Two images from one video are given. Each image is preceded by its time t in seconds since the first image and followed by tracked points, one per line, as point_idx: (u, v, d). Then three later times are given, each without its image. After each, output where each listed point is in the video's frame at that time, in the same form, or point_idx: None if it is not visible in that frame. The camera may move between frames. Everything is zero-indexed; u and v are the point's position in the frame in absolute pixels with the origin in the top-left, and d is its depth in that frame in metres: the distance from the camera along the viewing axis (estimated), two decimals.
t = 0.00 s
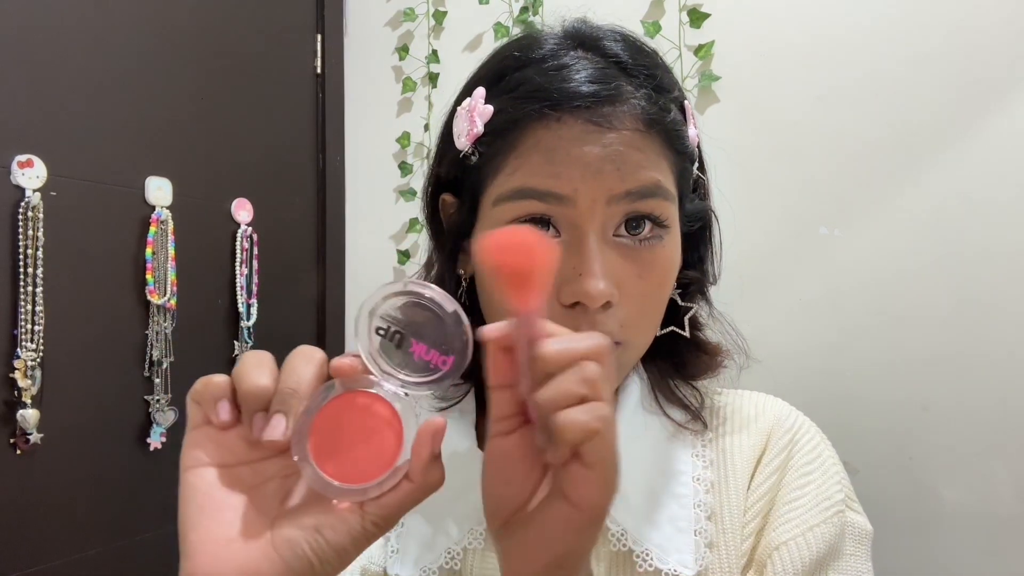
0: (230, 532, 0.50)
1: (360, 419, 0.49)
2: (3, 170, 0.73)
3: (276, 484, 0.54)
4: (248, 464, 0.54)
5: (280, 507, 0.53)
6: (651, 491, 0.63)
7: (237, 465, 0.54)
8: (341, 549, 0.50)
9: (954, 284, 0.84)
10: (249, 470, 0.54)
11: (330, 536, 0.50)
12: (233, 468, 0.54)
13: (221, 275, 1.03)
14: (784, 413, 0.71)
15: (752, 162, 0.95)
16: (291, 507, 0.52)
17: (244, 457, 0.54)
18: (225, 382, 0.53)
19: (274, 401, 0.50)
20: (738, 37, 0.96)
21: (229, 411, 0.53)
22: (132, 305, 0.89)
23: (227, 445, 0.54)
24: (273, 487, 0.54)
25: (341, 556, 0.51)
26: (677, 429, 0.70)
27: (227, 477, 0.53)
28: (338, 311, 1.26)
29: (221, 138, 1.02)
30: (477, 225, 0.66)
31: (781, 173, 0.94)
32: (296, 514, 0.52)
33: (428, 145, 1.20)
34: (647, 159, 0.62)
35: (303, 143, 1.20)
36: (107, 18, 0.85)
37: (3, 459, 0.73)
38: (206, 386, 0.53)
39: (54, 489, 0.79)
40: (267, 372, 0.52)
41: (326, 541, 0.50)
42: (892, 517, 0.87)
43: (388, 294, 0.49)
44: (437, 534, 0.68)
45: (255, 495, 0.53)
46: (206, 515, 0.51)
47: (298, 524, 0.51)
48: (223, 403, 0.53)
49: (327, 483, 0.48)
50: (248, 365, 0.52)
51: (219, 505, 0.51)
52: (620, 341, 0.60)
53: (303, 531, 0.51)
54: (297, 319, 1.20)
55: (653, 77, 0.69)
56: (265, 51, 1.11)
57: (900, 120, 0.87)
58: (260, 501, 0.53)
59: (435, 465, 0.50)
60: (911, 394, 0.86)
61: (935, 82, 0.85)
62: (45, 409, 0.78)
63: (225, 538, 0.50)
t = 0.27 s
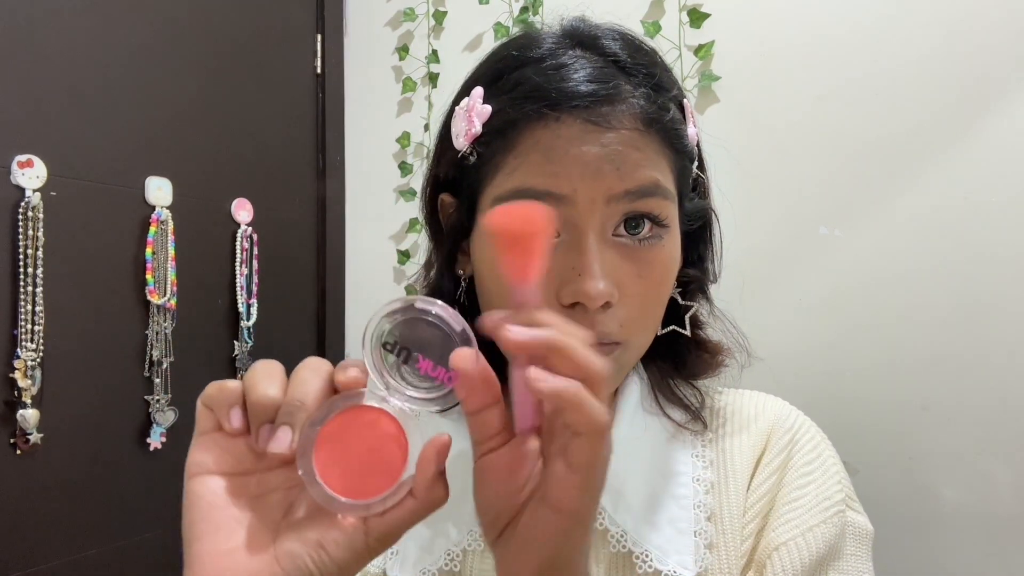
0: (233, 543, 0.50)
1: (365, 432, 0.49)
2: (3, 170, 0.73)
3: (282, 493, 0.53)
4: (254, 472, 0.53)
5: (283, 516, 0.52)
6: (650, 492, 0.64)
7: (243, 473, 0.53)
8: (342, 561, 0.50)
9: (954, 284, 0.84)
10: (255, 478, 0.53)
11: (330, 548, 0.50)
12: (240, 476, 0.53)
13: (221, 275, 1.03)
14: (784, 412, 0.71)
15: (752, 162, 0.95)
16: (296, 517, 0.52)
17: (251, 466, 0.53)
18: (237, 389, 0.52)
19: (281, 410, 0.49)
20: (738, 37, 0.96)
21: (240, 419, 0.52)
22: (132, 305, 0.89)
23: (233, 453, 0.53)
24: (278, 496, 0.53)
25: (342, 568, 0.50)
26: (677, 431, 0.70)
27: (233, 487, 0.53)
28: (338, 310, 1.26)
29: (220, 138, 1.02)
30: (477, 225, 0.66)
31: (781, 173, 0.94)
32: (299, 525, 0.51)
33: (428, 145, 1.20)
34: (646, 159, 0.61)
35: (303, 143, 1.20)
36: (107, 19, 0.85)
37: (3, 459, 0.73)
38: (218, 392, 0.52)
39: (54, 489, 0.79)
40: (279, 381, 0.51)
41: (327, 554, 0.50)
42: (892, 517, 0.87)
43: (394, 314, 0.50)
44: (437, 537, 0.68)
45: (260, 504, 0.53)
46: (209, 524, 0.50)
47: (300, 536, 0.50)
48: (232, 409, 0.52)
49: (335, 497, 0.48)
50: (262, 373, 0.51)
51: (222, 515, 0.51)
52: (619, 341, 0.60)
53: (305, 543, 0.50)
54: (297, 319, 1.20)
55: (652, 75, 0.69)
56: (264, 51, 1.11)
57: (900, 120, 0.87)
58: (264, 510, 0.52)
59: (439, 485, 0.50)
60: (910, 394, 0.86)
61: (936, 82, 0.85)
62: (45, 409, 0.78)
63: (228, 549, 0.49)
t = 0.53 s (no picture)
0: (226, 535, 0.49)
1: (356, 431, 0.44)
2: (3, 170, 0.73)
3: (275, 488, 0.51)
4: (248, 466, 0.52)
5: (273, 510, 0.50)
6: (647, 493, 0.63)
7: (239, 468, 0.52)
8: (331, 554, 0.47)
9: (954, 284, 0.84)
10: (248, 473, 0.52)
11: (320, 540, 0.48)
12: (234, 470, 0.51)
13: (221, 275, 1.03)
14: (783, 412, 0.71)
15: (752, 163, 0.95)
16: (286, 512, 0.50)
17: (248, 461, 0.52)
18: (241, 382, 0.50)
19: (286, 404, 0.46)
20: (738, 37, 0.96)
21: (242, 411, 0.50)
22: (132, 305, 0.89)
23: (230, 447, 0.52)
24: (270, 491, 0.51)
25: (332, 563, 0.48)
26: (675, 430, 0.70)
27: (229, 480, 0.51)
28: (337, 310, 1.26)
29: (220, 139, 1.02)
30: (476, 224, 0.66)
31: (781, 173, 0.94)
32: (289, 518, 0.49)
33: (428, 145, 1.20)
34: (645, 158, 0.61)
35: (304, 143, 1.20)
36: (107, 19, 0.85)
37: (3, 459, 0.73)
38: (224, 383, 0.50)
39: (54, 489, 0.79)
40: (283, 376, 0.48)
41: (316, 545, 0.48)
42: (892, 517, 0.87)
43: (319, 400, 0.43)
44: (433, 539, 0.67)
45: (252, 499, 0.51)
46: (200, 515, 0.49)
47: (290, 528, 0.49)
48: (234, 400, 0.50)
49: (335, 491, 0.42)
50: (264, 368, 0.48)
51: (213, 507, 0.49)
52: (618, 341, 0.60)
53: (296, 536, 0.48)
54: (297, 319, 1.20)
55: (651, 75, 0.69)
56: (264, 51, 1.11)
57: (900, 120, 0.87)
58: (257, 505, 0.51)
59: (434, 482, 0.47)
60: (910, 394, 0.86)
61: (936, 82, 0.85)
62: (45, 409, 0.78)
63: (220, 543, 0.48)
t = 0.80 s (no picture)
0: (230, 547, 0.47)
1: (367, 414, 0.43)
2: (3, 170, 0.73)
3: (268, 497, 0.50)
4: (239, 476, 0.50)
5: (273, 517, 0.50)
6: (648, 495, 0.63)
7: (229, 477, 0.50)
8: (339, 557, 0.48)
9: (954, 284, 0.84)
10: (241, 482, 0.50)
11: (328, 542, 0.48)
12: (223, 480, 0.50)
13: (221, 275, 1.03)
14: (784, 413, 0.71)
15: (752, 163, 0.95)
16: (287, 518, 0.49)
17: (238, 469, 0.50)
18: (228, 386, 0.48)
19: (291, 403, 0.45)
20: (738, 37, 0.96)
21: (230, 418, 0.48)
22: (132, 305, 0.89)
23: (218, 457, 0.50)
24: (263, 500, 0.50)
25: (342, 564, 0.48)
26: (675, 431, 0.70)
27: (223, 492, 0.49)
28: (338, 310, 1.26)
29: (220, 139, 1.02)
30: (475, 224, 0.66)
31: (780, 173, 0.94)
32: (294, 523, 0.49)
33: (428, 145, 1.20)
34: (644, 156, 0.61)
35: (304, 143, 1.20)
36: (107, 19, 0.85)
37: (3, 459, 0.74)
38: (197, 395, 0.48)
39: (54, 489, 0.79)
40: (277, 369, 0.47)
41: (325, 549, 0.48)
42: (893, 517, 0.87)
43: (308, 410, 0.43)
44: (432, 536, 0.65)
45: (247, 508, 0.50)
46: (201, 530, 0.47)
47: (297, 532, 0.49)
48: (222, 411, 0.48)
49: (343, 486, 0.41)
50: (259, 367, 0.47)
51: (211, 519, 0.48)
52: (618, 340, 0.60)
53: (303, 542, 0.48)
54: (297, 319, 1.20)
55: (649, 74, 0.69)
56: (264, 51, 1.11)
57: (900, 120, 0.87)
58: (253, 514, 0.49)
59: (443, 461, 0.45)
60: (910, 394, 0.86)
61: (935, 82, 0.85)
62: (45, 409, 0.78)
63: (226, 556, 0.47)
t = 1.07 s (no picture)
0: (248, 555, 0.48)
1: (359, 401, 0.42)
2: (3, 170, 0.73)
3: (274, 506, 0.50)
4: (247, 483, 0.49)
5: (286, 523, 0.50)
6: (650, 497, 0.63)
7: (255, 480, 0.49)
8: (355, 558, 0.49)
9: (953, 283, 0.84)
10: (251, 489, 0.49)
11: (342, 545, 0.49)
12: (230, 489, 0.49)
13: (221, 275, 1.03)
14: (786, 413, 0.71)
15: (752, 163, 0.95)
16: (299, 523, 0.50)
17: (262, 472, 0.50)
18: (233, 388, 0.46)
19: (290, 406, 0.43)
20: (738, 37, 0.96)
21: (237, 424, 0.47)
22: (132, 305, 0.89)
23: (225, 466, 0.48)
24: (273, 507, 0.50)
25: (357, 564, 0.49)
26: (678, 432, 0.70)
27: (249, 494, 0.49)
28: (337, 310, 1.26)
29: (220, 139, 1.02)
30: (476, 224, 0.66)
31: (780, 173, 0.94)
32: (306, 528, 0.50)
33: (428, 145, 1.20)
34: (646, 155, 0.61)
35: (304, 143, 1.20)
36: (107, 19, 0.85)
37: (3, 459, 0.73)
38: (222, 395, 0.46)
39: (54, 489, 0.79)
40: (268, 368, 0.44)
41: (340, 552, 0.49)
42: (893, 517, 0.87)
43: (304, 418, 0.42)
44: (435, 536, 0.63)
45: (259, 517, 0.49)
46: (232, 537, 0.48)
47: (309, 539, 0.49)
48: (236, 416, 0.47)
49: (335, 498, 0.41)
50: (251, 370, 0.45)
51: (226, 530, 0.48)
52: (620, 340, 0.60)
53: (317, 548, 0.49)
54: (297, 319, 1.20)
55: (651, 73, 0.69)
56: (264, 51, 1.11)
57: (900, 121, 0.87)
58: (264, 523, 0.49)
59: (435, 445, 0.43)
60: (910, 394, 0.86)
61: (935, 82, 0.85)
62: (45, 409, 0.78)
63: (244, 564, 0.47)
